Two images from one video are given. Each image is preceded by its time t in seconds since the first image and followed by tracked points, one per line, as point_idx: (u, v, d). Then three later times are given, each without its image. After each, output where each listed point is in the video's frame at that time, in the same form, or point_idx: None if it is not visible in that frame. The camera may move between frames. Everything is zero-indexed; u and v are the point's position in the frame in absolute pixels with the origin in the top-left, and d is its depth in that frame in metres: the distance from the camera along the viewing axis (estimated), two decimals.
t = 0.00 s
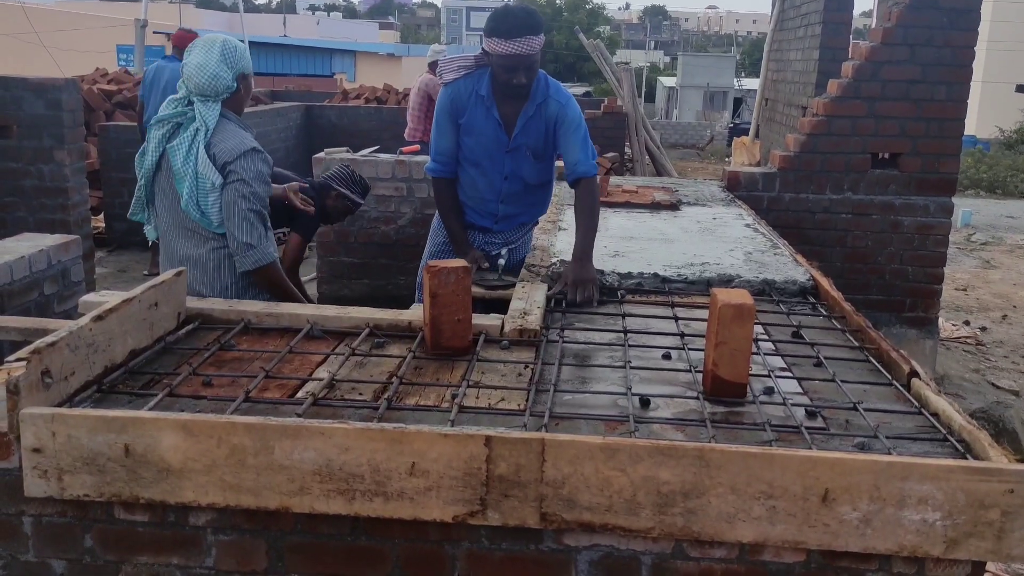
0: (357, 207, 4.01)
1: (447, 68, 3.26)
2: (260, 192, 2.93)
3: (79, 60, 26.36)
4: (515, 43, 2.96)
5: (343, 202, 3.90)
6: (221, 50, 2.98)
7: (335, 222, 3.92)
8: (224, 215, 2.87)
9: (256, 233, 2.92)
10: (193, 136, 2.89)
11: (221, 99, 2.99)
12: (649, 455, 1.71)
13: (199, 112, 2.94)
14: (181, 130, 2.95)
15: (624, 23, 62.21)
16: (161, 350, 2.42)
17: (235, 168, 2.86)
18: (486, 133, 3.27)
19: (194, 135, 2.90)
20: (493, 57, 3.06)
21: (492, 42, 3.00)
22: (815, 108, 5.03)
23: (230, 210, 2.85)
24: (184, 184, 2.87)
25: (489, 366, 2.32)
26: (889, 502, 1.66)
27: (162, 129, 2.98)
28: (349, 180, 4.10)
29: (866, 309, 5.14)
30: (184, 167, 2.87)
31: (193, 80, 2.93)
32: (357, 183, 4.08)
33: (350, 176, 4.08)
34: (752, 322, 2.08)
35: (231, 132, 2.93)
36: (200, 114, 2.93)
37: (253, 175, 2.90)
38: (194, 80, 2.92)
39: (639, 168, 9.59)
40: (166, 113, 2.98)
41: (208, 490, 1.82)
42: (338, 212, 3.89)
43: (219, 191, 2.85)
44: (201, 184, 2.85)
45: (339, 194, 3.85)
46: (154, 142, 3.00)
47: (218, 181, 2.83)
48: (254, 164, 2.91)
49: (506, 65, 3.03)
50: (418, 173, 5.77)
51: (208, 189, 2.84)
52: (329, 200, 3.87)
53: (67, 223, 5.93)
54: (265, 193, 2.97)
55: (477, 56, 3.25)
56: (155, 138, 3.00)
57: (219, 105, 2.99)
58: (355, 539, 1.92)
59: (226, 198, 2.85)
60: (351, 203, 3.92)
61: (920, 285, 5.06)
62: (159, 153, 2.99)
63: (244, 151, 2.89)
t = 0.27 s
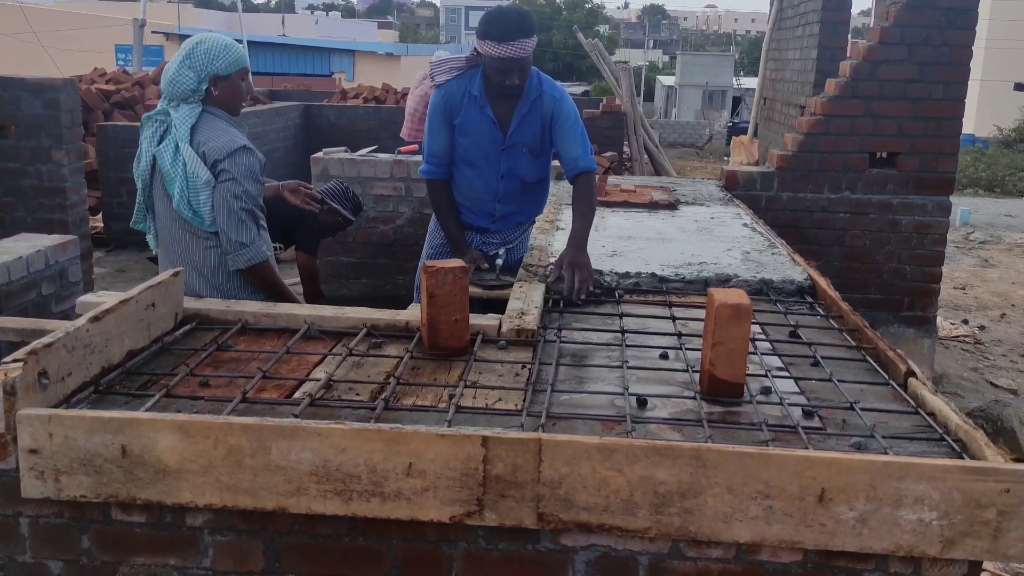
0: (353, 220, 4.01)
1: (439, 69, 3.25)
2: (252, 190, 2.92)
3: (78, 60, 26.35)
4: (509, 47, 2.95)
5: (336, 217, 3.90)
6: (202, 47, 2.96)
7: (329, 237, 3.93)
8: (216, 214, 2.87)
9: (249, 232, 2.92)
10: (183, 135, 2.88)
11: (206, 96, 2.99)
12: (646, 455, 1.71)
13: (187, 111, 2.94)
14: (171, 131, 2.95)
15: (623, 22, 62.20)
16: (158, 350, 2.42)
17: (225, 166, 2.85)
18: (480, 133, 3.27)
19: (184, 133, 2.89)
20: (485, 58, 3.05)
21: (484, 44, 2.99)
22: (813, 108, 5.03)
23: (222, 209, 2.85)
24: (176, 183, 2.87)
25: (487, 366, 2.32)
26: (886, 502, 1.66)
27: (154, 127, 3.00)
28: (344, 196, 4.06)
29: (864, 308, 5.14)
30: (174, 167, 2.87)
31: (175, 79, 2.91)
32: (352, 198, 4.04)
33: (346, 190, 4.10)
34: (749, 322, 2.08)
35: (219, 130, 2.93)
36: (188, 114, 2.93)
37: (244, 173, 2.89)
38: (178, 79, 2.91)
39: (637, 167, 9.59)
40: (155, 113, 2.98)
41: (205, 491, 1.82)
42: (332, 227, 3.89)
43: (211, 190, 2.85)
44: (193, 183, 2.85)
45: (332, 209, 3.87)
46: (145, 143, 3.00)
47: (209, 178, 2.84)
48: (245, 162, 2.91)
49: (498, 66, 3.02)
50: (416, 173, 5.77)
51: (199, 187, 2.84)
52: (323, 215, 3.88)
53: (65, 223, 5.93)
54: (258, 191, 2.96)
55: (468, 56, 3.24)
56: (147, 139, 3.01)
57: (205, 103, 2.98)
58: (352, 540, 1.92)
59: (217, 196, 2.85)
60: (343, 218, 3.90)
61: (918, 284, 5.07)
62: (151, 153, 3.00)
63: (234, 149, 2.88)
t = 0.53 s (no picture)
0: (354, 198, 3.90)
1: (426, 66, 3.25)
2: (257, 192, 2.93)
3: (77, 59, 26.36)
4: (502, 38, 2.96)
5: (339, 193, 3.79)
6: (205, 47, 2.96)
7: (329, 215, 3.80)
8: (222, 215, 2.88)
9: (254, 233, 2.93)
10: (187, 136, 2.88)
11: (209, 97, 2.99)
12: (645, 454, 1.71)
13: (190, 112, 2.94)
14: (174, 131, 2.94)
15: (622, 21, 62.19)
16: (158, 350, 2.42)
17: (231, 167, 2.86)
18: (476, 126, 3.30)
19: (188, 134, 2.89)
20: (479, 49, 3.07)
21: (478, 35, 3.01)
22: (812, 107, 5.04)
23: (228, 210, 2.86)
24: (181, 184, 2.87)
25: (486, 365, 2.32)
26: (885, 500, 1.67)
27: (158, 127, 2.99)
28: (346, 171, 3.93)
29: (863, 307, 5.14)
30: (180, 168, 2.86)
31: (178, 80, 2.91)
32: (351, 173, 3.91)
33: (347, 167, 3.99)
34: (749, 321, 2.08)
35: (224, 131, 2.93)
36: (192, 115, 2.93)
37: (250, 174, 2.90)
38: (184, 79, 2.91)
39: (637, 167, 9.59)
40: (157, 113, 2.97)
41: (204, 490, 1.82)
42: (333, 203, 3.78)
43: (217, 191, 2.85)
44: (198, 184, 2.85)
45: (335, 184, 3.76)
46: (148, 142, 3.00)
47: (215, 179, 2.84)
48: (250, 163, 2.91)
49: (493, 58, 3.04)
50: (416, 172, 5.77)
51: (205, 188, 2.84)
52: (324, 191, 3.78)
53: (64, 223, 5.93)
54: (262, 193, 2.97)
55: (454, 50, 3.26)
56: (150, 139, 3.00)
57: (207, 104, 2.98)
58: (352, 539, 1.92)
59: (223, 197, 2.85)
60: (346, 193, 3.80)
61: (917, 283, 5.07)
62: (154, 153, 2.99)
63: (240, 151, 2.89)
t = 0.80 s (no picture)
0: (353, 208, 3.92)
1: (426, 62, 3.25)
2: (265, 197, 2.94)
3: (78, 60, 26.39)
4: (520, 26, 3.05)
5: (338, 207, 3.82)
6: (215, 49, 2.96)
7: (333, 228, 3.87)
8: (229, 218, 2.89)
9: (261, 237, 2.95)
10: (197, 138, 2.88)
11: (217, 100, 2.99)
12: (645, 454, 1.71)
13: (199, 113, 2.94)
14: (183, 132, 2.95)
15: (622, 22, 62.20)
16: (159, 350, 2.42)
17: (240, 172, 2.86)
18: (477, 120, 3.35)
19: (198, 135, 2.89)
20: (488, 40, 3.14)
21: (492, 27, 3.08)
22: (812, 108, 5.04)
23: (235, 213, 2.87)
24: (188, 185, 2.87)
25: (487, 365, 2.33)
26: (885, 500, 1.67)
27: (166, 128, 3.00)
28: (340, 184, 3.86)
29: (864, 308, 5.15)
30: (189, 171, 2.87)
31: (186, 81, 2.92)
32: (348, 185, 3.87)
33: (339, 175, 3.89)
34: (749, 322, 2.09)
35: (233, 135, 2.93)
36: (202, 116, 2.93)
37: (258, 178, 2.91)
38: (190, 80, 2.90)
39: (637, 167, 9.59)
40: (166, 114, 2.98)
41: (206, 490, 1.82)
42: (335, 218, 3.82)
43: (226, 195, 2.86)
44: (207, 187, 2.85)
45: (334, 201, 3.77)
46: (157, 142, 3.01)
47: (224, 181, 2.85)
48: (258, 168, 2.92)
49: (505, 47, 3.12)
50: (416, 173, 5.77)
51: (213, 191, 2.85)
52: (324, 205, 3.79)
53: (65, 224, 5.94)
54: (269, 197, 2.98)
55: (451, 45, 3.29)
56: (159, 139, 3.01)
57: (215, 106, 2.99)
58: (353, 539, 1.93)
59: (231, 200, 2.87)
60: (345, 207, 3.82)
61: (917, 284, 5.07)
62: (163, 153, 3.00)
63: (248, 155, 2.89)
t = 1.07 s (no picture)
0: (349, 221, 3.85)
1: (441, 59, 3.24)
2: (263, 199, 2.94)
3: (80, 60, 26.43)
4: (534, 20, 3.14)
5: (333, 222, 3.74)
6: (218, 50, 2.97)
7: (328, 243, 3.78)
8: (229, 218, 2.89)
9: (260, 239, 2.94)
10: (197, 139, 2.89)
11: (219, 100, 3.00)
12: (647, 454, 1.72)
13: (200, 114, 2.95)
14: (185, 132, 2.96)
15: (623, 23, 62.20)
16: (161, 351, 2.43)
17: (238, 174, 2.86)
18: (487, 117, 3.37)
19: (198, 135, 2.90)
20: (501, 36, 3.21)
21: (506, 22, 3.15)
22: (813, 109, 5.05)
23: (234, 214, 2.87)
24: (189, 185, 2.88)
25: (489, 366, 2.33)
26: (887, 501, 1.67)
27: (170, 129, 3.01)
28: (333, 200, 3.85)
29: (864, 309, 5.15)
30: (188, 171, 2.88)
31: (189, 82, 2.93)
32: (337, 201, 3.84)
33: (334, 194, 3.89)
34: (750, 323, 2.09)
35: (233, 135, 2.94)
36: (201, 116, 2.94)
37: (258, 180, 2.91)
38: (191, 80, 2.91)
39: (638, 168, 9.60)
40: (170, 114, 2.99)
41: (208, 491, 1.83)
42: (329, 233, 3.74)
43: (225, 197, 2.87)
44: (206, 187, 2.86)
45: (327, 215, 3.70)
46: (161, 141, 3.03)
47: (224, 181, 2.86)
48: (258, 169, 2.92)
49: (519, 42, 3.20)
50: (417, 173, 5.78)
51: (211, 192, 2.86)
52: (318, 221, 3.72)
53: (67, 224, 5.95)
54: (268, 199, 2.97)
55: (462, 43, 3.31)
56: (163, 139, 3.03)
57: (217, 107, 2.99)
58: (355, 539, 1.93)
59: (231, 200, 2.87)
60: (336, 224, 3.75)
61: (918, 284, 5.08)
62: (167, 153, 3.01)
63: (247, 156, 2.89)
